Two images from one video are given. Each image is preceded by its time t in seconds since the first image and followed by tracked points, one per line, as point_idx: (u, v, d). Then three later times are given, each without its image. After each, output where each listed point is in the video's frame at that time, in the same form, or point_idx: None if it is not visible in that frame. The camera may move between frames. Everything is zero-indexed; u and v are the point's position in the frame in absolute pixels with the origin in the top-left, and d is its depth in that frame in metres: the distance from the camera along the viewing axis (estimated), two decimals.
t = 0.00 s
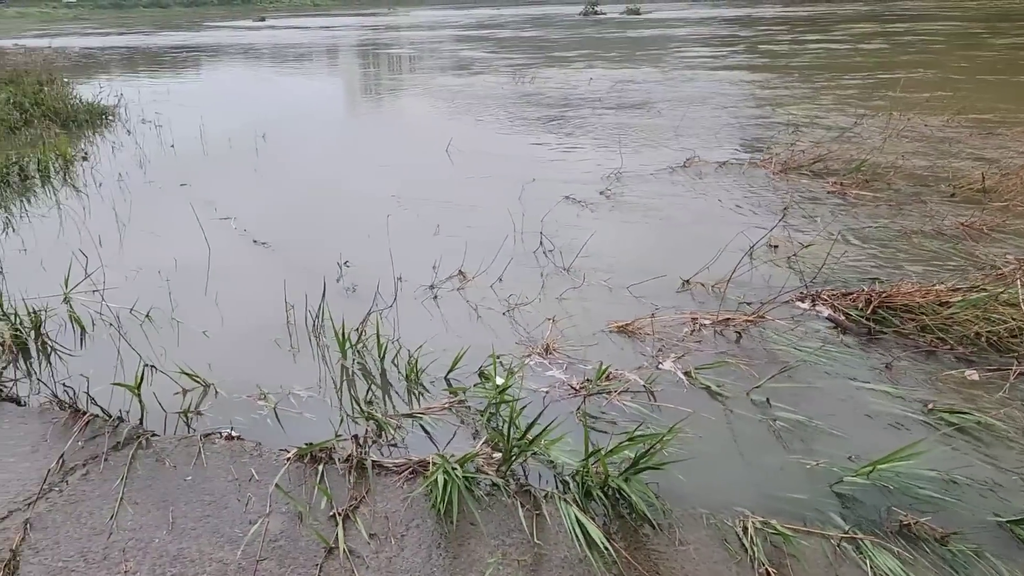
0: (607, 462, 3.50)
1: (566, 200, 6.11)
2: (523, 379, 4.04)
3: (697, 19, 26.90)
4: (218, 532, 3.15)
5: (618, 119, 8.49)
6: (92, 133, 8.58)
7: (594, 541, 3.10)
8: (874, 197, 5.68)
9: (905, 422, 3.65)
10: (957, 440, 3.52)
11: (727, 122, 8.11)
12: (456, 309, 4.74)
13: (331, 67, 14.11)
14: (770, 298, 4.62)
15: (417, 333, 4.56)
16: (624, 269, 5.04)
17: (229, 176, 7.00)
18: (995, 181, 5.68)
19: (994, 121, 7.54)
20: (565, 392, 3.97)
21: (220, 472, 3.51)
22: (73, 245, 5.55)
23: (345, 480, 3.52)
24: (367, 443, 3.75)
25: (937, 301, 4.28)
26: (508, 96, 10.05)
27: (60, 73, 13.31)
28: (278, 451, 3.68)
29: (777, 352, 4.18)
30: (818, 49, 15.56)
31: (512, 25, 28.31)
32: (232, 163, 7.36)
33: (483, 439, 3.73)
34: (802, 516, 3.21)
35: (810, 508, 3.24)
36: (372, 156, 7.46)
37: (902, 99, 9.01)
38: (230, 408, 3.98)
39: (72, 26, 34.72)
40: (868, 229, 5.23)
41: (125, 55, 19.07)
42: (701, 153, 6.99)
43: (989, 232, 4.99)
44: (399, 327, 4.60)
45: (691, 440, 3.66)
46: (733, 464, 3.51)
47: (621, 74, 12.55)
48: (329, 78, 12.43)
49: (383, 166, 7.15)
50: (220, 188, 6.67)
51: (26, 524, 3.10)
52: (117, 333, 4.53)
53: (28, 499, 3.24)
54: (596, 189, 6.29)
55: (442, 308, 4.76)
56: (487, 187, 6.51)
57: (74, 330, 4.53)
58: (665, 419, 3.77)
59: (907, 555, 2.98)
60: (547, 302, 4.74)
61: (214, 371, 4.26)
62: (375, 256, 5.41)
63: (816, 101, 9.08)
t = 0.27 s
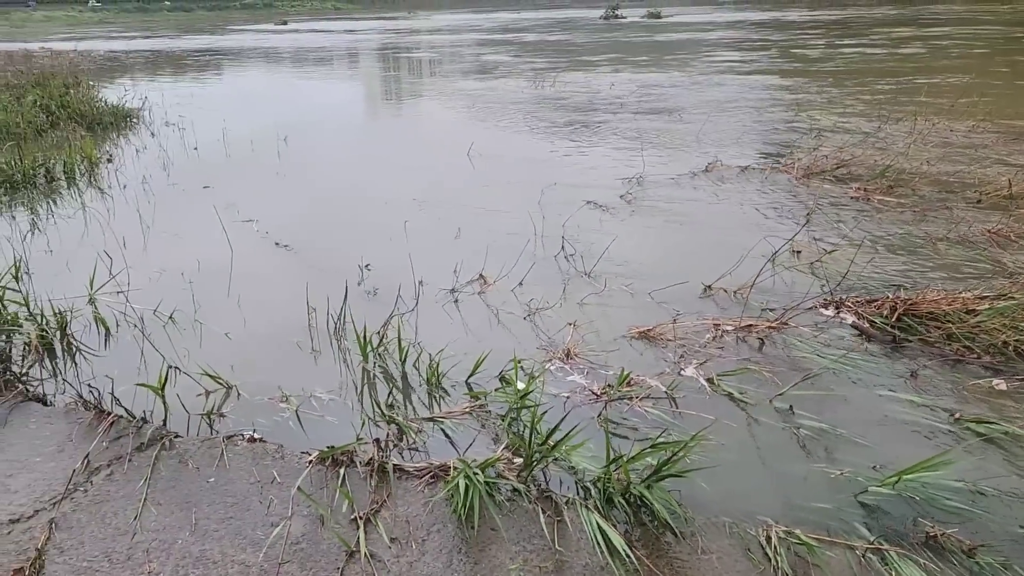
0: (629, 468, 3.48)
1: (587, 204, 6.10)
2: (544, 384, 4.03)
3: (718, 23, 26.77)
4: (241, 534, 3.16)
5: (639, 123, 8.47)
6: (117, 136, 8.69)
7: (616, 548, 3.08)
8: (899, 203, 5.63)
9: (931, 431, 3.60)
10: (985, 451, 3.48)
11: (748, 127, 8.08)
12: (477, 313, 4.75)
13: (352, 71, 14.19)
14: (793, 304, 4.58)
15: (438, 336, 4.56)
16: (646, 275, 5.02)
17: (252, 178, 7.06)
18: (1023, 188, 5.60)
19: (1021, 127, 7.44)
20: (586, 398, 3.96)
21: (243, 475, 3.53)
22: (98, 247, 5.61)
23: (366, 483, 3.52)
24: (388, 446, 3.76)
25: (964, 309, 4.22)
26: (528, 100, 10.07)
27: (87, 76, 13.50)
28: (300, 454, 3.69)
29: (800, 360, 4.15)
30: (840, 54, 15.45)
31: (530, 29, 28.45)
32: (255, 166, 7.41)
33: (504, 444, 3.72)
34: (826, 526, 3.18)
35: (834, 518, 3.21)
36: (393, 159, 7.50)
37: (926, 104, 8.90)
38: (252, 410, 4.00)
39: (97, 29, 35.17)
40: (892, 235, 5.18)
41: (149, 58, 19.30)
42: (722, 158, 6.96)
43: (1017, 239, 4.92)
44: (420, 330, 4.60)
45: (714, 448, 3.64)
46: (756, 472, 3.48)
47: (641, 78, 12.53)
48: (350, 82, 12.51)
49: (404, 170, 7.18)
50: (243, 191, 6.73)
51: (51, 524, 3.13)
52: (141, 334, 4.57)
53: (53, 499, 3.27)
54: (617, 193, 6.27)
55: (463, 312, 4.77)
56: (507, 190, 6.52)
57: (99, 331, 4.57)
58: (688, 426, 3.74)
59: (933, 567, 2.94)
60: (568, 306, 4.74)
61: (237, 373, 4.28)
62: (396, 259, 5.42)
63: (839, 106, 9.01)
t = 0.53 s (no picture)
0: (640, 476, 3.46)
1: (598, 209, 6.09)
2: (555, 390, 4.02)
3: (730, 28, 26.71)
4: (251, 539, 3.16)
5: (650, 128, 8.46)
6: (129, 139, 8.74)
7: (627, 557, 3.07)
8: (911, 209, 5.59)
9: (945, 440, 3.57)
10: (999, 460, 3.44)
11: (759, 132, 8.05)
12: (487, 318, 4.74)
13: (364, 75, 14.24)
14: (805, 311, 4.56)
15: (448, 341, 4.56)
16: (657, 280, 5.01)
17: (263, 182, 7.08)
18: None
19: None
20: (597, 404, 3.94)
21: (253, 479, 3.53)
22: (110, 250, 5.64)
23: (376, 489, 3.52)
24: (397, 452, 3.75)
25: (978, 317, 4.19)
26: (538, 104, 10.07)
27: (101, 80, 13.61)
28: (310, 459, 3.69)
29: (812, 367, 4.12)
30: (851, 59, 15.40)
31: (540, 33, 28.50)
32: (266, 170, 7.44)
33: (514, 450, 3.71)
34: (838, 536, 3.15)
35: (846, 528, 3.18)
36: (404, 163, 7.51)
37: (939, 109, 8.85)
38: (263, 415, 4.01)
39: (111, 32, 35.44)
40: (905, 242, 5.15)
41: (162, 61, 19.43)
42: (733, 163, 6.93)
43: None
44: (430, 335, 4.60)
45: (725, 456, 3.62)
46: (768, 481, 3.46)
47: (651, 83, 12.51)
48: (361, 85, 12.55)
49: (415, 174, 7.19)
50: (254, 194, 6.75)
51: (63, 527, 3.14)
52: (152, 338, 4.59)
53: (65, 502, 3.28)
54: (627, 198, 6.26)
55: (474, 317, 4.76)
56: (518, 195, 6.51)
57: (111, 334, 4.59)
58: (699, 434, 3.73)
59: None
60: (579, 312, 4.73)
61: (247, 377, 4.29)
62: (407, 264, 5.42)
63: (850, 111, 8.97)
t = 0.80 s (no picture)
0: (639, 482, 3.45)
1: (598, 214, 6.09)
2: (554, 396, 4.01)
3: (732, 34, 26.74)
4: (249, 546, 3.15)
5: (650, 132, 8.46)
6: (130, 143, 8.75)
7: (626, 565, 3.06)
8: (911, 214, 5.59)
9: (946, 447, 3.56)
10: (1000, 467, 3.43)
11: (759, 136, 8.05)
12: (487, 323, 4.73)
13: (365, 79, 14.26)
14: (805, 316, 4.55)
15: (448, 346, 4.55)
16: (657, 285, 5.00)
17: (264, 186, 7.08)
18: None
19: None
20: (596, 410, 3.93)
21: (251, 485, 3.52)
22: (110, 254, 5.64)
23: (375, 495, 3.51)
24: (396, 458, 3.75)
25: (978, 322, 4.18)
26: (538, 109, 10.08)
27: (103, 84, 13.63)
28: (309, 465, 3.68)
29: (812, 373, 4.11)
30: (850, 64, 15.42)
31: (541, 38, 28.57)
32: (267, 174, 7.44)
33: (513, 456, 3.70)
34: (839, 543, 3.14)
35: (847, 535, 3.17)
36: (404, 168, 7.51)
37: (939, 114, 8.86)
38: (262, 420, 4.00)
39: (114, 36, 35.50)
40: (905, 247, 5.14)
41: (163, 65, 19.46)
42: (733, 168, 6.94)
43: None
44: (430, 341, 4.59)
45: (725, 462, 3.61)
46: (767, 489, 3.45)
47: (652, 87, 12.53)
48: (361, 89, 12.57)
49: (415, 178, 7.19)
50: (254, 199, 6.75)
51: (60, 533, 3.13)
52: (151, 343, 4.58)
53: (63, 508, 3.27)
54: (627, 203, 6.26)
55: (473, 322, 4.76)
56: (518, 200, 6.51)
57: (110, 338, 4.59)
58: (700, 440, 3.71)
59: None
60: (579, 317, 4.72)
61: (247, 382, 4.28)
62: (407, 268, 5.43)
63: (850, 116, 8.98)
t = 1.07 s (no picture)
0: (629, 488, 3.45)
1: (589, 218, 6.10)
2: (544, 402, 4.00)
3: (725, 39, 26.81)
4: (236, 554, 3.13)
5: (641, 137, 8.48)
6: (120, 147, 8.71)
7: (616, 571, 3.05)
8: (900, 218, 5.61)
9: (934, 452, 3.56)
10: (988, 471, 3.44)
11: (750, 141, 8.08)
12: (477, 328, 4.72)
13: (357, 83, 14.24)
14: (795, 321, 4.56)
15: (438, 351, 4.54)
16: (647, 289, 5.01)
17: (254, 191, 7.06)
18: None
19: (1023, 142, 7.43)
20: (586, 415, 3.93)
21: (239, 492, 3.50)
22: (99, 259, 5.61)
23: (363, 501, 3.50)
24: (386, 464, 3.73)
25: (966, 326, 4.20)
26: (530, 113, 10.09)
27: (94, 89, 13.58)
28: (297, 472, 3.66)
29: (801, 377, 4.12)
30: (841, 70, 15.50)
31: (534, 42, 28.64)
32: (258, 178, 7.42)
33: (503, 462, 3.69)
34: (828, 548, 3.13)
35: (836, 540, 3.16)
36: (396, 172, 7.50)
37: (929, 119, 8.90)
38: (250, 426, 3.98)
39: (105, 40, 35.34)
40: (894, 251, 5.15)
41: (154, 69, 19.39)
42: (724, 172, 6.95)
43: (1018, 255, 4.89)
44: (420, 346, 4.58)
45: (715, 467, 3.60)
46: (757, 493, 3.45)
47: (643, 92, 12.56)
48: (353, 94, 12.56)
49: (406, 183, 7.19)
50: (245, 203, 6.73)
51: (45, 542, 3.11)
52: (139, 349, 4.56)
53: (48, 516, 3.25)
54: (618, 207, 6.27)
55: (464, 326, 4.75)
56: (509, 204, 6.51)
57: (98, 344, 4.56)
58: (689, 445, 3.71)
59: None
60: (570, 321, 4.71)
61: (236, 388, 4.26)
62: (398, 273, 5.41)
63: (840, 120, 9.02)
